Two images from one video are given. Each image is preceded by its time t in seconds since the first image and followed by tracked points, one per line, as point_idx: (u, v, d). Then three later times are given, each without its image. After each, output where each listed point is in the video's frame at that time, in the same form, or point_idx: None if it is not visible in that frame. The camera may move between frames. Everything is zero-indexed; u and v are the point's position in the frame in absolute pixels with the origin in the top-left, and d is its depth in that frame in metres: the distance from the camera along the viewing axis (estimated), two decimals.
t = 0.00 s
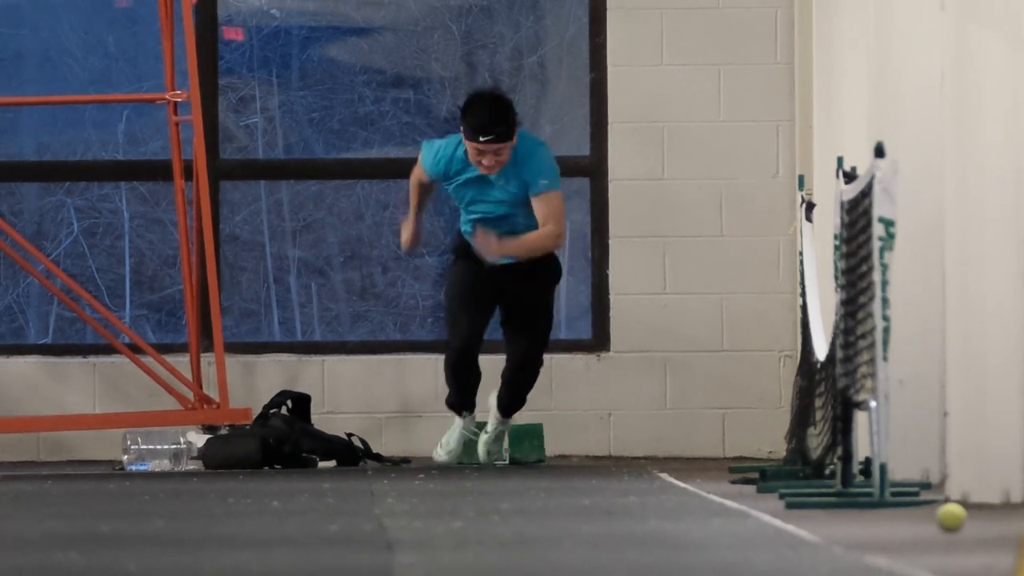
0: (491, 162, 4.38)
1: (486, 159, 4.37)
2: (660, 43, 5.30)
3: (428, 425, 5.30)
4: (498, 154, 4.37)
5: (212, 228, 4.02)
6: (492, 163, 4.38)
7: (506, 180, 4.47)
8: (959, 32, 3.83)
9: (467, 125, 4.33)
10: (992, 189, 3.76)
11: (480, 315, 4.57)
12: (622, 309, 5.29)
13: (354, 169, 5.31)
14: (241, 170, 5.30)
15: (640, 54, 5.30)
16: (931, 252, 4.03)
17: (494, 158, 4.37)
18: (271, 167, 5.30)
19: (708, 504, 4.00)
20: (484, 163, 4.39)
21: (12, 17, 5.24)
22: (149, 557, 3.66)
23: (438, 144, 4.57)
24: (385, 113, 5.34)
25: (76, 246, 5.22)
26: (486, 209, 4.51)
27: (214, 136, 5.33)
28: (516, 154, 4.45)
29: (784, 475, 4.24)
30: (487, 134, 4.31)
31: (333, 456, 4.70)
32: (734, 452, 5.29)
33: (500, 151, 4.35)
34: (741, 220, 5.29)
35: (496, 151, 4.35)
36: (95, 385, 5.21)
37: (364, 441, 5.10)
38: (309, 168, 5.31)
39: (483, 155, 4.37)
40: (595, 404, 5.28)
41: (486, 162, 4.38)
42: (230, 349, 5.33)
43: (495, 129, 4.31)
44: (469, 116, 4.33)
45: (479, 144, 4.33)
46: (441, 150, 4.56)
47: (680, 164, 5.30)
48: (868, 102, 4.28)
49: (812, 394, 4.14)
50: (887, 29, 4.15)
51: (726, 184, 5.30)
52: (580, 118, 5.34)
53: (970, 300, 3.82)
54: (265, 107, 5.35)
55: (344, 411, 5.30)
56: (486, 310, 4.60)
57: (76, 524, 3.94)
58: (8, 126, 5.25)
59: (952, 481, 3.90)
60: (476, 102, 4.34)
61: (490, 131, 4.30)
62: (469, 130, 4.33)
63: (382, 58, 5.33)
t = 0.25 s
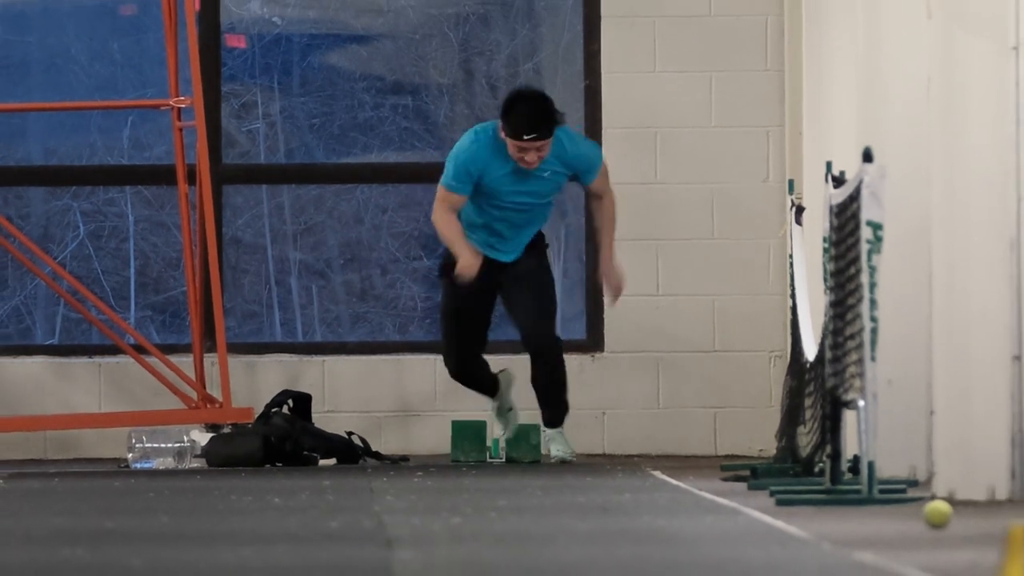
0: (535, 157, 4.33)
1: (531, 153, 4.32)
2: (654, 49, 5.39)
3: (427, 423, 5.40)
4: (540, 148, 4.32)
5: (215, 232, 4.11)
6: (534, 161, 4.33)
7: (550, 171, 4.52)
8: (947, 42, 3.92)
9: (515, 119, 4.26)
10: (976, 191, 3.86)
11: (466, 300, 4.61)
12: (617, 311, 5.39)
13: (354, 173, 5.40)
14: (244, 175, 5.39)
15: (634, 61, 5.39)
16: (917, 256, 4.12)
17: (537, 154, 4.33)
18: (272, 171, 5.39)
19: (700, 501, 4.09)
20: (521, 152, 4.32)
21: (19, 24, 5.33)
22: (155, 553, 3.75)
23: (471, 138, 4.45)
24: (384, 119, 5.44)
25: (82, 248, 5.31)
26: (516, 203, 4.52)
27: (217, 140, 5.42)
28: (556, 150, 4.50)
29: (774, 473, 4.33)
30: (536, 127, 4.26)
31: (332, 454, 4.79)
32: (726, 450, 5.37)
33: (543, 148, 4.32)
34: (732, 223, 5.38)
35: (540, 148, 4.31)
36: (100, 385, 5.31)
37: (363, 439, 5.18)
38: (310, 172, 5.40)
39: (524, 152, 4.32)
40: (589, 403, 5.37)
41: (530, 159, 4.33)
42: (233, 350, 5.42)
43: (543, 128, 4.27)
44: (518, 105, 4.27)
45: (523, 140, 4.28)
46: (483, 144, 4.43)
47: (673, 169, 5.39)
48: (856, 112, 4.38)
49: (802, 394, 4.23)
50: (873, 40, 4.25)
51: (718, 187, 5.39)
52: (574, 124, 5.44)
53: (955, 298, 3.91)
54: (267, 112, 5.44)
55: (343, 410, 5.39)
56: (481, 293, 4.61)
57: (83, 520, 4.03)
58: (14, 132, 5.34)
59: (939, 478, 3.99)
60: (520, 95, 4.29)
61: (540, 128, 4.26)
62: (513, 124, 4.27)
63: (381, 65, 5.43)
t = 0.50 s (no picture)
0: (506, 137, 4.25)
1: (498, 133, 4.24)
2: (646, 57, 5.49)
3: (425, 422, 5.50)
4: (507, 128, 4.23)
5: (217, 236, 4.20)
6: (504, 141, 4.26)
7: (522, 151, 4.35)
8: (933, 50, 4.01)
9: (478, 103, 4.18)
10: (962, 195, 3.94)
11: (503, 294, 4.60)
12: (612, 312, 5.48)
13: (353, 178, 5.50)
14: (246, 180, 5.49)
15: (627, 69, 5.49)
16: (904, 259, 4.22)
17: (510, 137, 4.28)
18: (273, 175, 5.49)
19: (692, 498, 4.18)
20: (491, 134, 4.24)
21: (26, 32, 5.43)
22: (160, 549, 3.85)
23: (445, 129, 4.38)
24: (383, 124, 5.53)
25: (88, 251, 5.41)
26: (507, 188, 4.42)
27: (219, 144, 5.52)
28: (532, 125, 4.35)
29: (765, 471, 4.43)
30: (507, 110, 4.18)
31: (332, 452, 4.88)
32: (717, 449, 5.46)
33: (511, 129, 4.23)
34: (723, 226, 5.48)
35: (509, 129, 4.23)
36: (106, 384, 5.41)
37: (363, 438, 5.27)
38: (310, 177, 5.50)
39: (495, 134, 4.25)
40: (583, 402, 5.46)
41: (498, 140, 4.26)
42: (235, 351, 5.52)
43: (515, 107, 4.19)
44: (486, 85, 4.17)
45: (489, 120, 4.19)
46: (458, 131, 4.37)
47: (666, 173, 5.49)
48: (844, 118, 4.47)
49: (792, 393, 4.33)
50: (862, 48, 4.34)
51: (709, 191, 5.48)
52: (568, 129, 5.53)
53: (941, 301, 4.01)
54: (269, 118, 5.54)
55: (343, 409, 5.49)
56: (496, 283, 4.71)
57: (89, 517, 4.12)
58: (22, 137, 5.43)
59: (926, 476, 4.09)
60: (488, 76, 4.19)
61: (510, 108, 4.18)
62: (482, 108, 4.18)
63: (381, 72, 5.52)
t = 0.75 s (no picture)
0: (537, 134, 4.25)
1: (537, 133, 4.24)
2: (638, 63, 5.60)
3: (424, 421, 5.60)
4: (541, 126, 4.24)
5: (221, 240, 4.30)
6: (538, 138, 4.25)
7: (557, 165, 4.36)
8: (920, 59, 4.12)
9: (512, 96, 4.20)
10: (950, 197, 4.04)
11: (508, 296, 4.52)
12: (606, 313, 5.58)
13: (352, 182, 5.59)
14: (248, 184, 5.58)
15: (621, 75, 5.59)
16: (891, 262, 4.31)
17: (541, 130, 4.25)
18: (274, 180, 5.59)
19: (685, 495, 4.28)
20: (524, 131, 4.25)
21: (33, 39, 5.52)
22: (165, 544, 3.95)
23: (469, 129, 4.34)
24: (382, 130, 5.63)
25: (94, 254, 5.51)
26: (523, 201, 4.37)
27: (222, 149, 5.61)
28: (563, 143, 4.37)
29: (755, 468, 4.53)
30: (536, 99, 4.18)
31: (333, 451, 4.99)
32: (708, 446, 5.57)
33: (546, 123, 4.23)
34: (714, 229, 5.59)
35: (543, 122, 4.23)
36: (112, 384, 5.51)
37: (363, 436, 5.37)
38: (312, 182, 5.59)
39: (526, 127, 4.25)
40: (578, 401, 5.57)
41: (531, 135, 4.25)
42: (238, 351, 5.61)
43: (540, 98, 4.19)
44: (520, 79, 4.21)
45: (523, 113, 4.20)
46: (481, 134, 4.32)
47: (658, 178, 5.59)
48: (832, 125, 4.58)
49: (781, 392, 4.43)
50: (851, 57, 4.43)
51: (700, 196, 5.59)
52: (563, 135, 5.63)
53: (927, 302, 4.11)
54: (271, 124, 5.63)
55: (343, 408, 5.59)
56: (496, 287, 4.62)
57: (96, 513, 4.22)
58: (29, 142, 5.53)
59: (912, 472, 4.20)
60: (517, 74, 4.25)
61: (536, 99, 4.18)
62: (515, 101, 4.20)
63: (380, 79, 5.63)
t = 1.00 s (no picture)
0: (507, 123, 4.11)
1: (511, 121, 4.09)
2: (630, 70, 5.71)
3: (422, 420, 5.71)
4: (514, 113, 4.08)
5: (223, 243, 4.41)
6: (507, 126, 4.10)
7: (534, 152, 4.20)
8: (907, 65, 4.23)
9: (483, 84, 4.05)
10: (935, 199, 4.16)
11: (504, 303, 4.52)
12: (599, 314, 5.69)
13: (351, 187, 5.69)
14: (250, 189, 5.68)
15: (613, 83, 5.71)
16: (877, 265, 4.42)
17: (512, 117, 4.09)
18: (276, 184, 5.69)
19: (677, 492, 4.39)
20: (495, 119, 4.10)
21: (41, 47, 5.63)
22: (170, 540, 4.06)
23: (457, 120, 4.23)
24: (381, 136, 5.73)
25: (100, 256, 5.61)
26: (509, 189, 4.24)
27: (225, 155, 5.72)
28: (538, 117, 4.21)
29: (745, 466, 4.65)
30: (508, 89, 4.03)
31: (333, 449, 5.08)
32: (700, 444, 5.67)
33: (516, 113, 4.08)
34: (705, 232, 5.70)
35: (514, 112, 4.08)
36: (117, 383, 5.62)
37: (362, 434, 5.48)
38: (314, 186, 5.68)
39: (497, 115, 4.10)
40: (572, 400, 5.67)
41: (502, 125, 4.10)
42: (241, 351, 5.73)
43: (514, 89, 4.03)
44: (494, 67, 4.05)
45: (495, 102, 4.06)
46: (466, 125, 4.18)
47: (650, 183, 5.71)
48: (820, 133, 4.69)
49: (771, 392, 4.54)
50: (835, 65, 4.54)
51: (691, 200, 5.70)
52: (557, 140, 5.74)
53: (913, 301, 4.22)
54: (273, 130, 5.74)
55: (343, 407, 5.70)
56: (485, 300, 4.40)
57: (102, 511, 4.32)
58: (37, 148, 5.64)
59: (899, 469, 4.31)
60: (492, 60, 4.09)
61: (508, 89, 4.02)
62: (486, 89, 4.05)
63: (379, 86, 5.73)
